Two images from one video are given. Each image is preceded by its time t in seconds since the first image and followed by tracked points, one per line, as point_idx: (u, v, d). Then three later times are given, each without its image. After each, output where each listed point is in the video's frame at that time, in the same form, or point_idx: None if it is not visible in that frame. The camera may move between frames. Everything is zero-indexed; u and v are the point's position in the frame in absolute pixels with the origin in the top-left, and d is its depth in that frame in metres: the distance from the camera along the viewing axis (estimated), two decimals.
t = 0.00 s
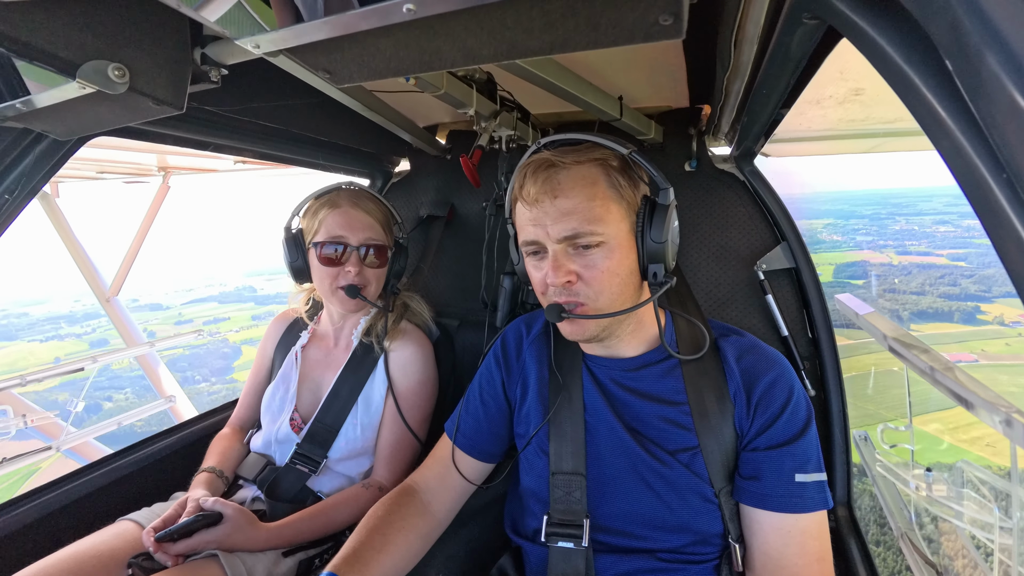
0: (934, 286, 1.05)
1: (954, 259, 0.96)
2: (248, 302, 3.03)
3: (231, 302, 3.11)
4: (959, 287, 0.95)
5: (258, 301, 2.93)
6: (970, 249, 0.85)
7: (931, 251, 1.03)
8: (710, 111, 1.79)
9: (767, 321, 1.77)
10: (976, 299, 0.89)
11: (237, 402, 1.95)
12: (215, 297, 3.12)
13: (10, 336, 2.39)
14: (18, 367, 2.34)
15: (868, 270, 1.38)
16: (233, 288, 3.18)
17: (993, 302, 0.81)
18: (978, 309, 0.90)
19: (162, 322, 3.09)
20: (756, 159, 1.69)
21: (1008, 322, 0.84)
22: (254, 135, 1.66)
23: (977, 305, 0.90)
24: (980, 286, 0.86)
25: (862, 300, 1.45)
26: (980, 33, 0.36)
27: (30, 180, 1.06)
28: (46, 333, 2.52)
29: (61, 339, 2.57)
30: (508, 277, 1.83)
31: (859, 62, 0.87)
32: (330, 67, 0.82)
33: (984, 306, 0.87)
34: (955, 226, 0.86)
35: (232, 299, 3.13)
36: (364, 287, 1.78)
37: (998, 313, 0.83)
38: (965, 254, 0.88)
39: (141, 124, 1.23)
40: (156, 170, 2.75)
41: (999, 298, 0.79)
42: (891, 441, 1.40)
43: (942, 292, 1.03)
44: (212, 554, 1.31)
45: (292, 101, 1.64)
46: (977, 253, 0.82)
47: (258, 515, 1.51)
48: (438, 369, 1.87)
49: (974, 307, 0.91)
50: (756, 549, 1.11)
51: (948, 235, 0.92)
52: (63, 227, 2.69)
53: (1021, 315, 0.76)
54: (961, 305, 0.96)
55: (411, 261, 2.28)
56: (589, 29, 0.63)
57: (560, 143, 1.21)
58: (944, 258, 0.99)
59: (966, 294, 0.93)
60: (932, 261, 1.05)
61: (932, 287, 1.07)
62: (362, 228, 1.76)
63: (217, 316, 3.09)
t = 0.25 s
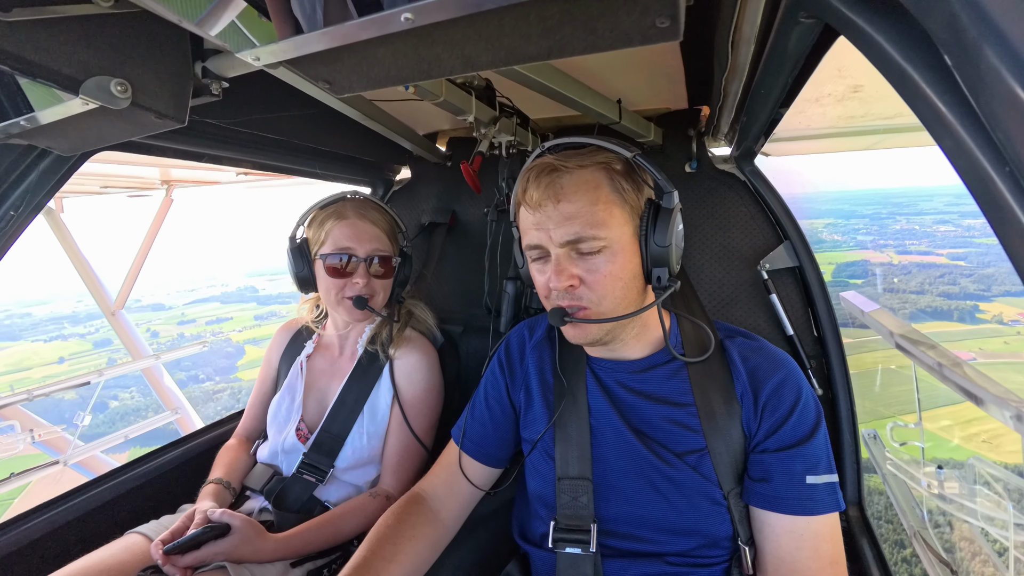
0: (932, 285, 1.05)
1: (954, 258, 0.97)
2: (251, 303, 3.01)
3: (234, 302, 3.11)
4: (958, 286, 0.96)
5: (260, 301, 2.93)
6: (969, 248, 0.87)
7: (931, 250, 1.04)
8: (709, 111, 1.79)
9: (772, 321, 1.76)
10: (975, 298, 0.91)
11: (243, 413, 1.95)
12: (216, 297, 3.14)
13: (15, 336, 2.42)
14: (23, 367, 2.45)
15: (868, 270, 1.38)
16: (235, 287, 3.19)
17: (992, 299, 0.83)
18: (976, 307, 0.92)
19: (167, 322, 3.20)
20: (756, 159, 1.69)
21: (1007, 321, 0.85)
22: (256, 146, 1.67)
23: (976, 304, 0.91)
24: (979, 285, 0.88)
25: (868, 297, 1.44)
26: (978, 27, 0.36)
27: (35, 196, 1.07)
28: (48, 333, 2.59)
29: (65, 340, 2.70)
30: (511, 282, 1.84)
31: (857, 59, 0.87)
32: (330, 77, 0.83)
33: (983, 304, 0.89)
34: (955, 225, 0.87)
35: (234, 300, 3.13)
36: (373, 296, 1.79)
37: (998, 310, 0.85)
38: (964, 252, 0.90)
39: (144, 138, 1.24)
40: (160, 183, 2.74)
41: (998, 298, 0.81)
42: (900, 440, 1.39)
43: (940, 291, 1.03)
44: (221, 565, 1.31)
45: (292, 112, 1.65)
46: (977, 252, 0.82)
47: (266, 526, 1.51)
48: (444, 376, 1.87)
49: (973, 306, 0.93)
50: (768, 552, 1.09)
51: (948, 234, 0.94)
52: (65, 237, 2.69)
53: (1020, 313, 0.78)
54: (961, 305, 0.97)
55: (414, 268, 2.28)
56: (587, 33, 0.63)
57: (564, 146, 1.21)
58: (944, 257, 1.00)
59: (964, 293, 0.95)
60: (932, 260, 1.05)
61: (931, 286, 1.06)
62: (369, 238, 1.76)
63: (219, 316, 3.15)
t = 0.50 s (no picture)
0: (931, 284, 1.07)
1: (954, 258, 0.99)
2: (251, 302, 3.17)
3: (237, 301, 3.25)
4: (957, 285, 0.99)
5: (262, 300, 3.13)
6: (969, 248, 0.90)
7: (931, 250, 1.04)
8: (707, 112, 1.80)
9: (775, 319, 1.76)
10: (974, 298, 0.94)
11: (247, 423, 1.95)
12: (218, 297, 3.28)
13: (19, 336, 2.43)
14: (28, 366, 2.53)
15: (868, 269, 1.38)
16: (236, 287, 3.28)
17: (990, 298, 0.87)
18: (975, 306, 0.95)
19: (169, 323, 3.25)
20: (754, 158, 1.68)
21: (1004, 320, 0.89)
22: (256, 156, 1.68)
23: (975, 303, 0.95)
24: (978, 284, 0.91)
25: (869, 293, 1.43)
26: (973, 22, 0.36)
27: (38, 211, 1.08)
28: (52, 332, 2.63)
29: (70, 339, 2.78)
30: (512, 286, 1.84)
31: (853, 57, 0.87)
32: (328, 87, 0.84)
33: (981, 303, 0.92)
34: (957, 225, 0.88)
35: (236, 298, 3.27)
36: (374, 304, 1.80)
37: (996, 310, 0.89)
38: (964, 252, 0.93)
39: (145, 150, 1.25)
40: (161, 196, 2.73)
41: (997, 296, 0.85)
42: (907, 436, 1.38)
43: (940, 291, 1.04)
44: None
45: (291, 121, 1.66)
46: (979, 251, 0.84)
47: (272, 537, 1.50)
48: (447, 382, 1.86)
49: (972, 305, 0.96)
50: (776, 552, 1.09)
51: (948, 234, 0.95)
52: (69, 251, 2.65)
53: (1019, 312, 0.82)
54: (959, 303, 0.99)
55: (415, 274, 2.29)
56: (583, 37, 0.64)
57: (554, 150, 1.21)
58: (944, 256, 1.01)
59: (963, 292, 0.98)
60: (932, 261, 1.06)
61: (930, 285, 1.08)
62: (370, 246, 1.77)
63: (221, 315, 3.32)
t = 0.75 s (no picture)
0: (931, 284, 1.07)
1: (953, 258, 0.98)
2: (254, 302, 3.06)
3: (237, 300, 3.21)
4: (956, 285, 0.99)
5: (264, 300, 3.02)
6: (968, 247, 0.89)
7: (931, 250, 1.04)
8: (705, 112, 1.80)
9: (776, 318, 1.76)
10: (973, 297, 0.94)
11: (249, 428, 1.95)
12: (221, 297, 3.26)
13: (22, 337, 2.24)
14: (31, 365, 2.51)
15: (868, 268, 1.38)
16: (240, 286, 3.19)
17: (989, 298, 0.88)
18: (974, 305, 0.94)
19: (172, 321, 3.22)
20: (753, 157, 1.72)
21: (1002, 320, 0.88)
22: (256, 161, 1.68)
23: (973, 303, 0.94)
24: (977, 284, 0.91)
25: (870, 291, 1.42)
26: (970, 19, 0.37)
27: (38, 217, 1.08)
28: (57, 330, 2.66)
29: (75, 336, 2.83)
30: (513, 288, 1.84)
31: (851, 55, 0.87)
32: (327, 91, 0.84)
33: (980, 303, 0.92)
34: (957, 225, 0.88)
35: (238, 297, 3.22)
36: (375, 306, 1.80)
37: (993, 310, 0.89)
38: (964, 252, 0.92)
39: (145, 156, 1.25)
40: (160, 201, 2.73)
41: (995, 296, 0.86)
42: (909, 434, 1.37)
43: (939, 291, 1.04)
44: None
45: (290, 126, 1.66)
46: (979, 251, 0.85)
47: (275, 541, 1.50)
48: (448, 384, 1.86)
49: (971, 304, 0.95)
50: (781, 551, 1.08)
51: (948, 234, 0.95)
52: (69, 258, 2.63)
53: (1017, 311, 0.82)
54: (959, 303, 0.99)
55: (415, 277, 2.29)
56: (581, 39, 0.64)
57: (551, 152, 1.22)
58: (944, 256, 1.00)
59: (963, 292, 0.97)
60: (932, 260, 1.05)
61: (930, 285, 1.07)
62: (369, 248, 1.76)
63: (224, 314, 3.30)
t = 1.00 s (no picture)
0: (930, 284, 1.07)
1: (953, 258, 0.99)
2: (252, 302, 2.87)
3: (240, 299, 3.02)
4: (954, 285, 1.00)
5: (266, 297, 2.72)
6: (968, 248, 0.90)
7: (931, 250, 1.04)
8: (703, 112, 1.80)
9: (778, 317, 1.75)
10: (971, 298, 0.95)
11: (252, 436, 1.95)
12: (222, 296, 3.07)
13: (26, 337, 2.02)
14: (37, 361, 2.50)
15: (869, 266, 1.39)
16: (240, 286, 2.99)
17: (987, 298, 0.89)
18: (971, 305, 0.96)
19: (174, 319, 3.24)
20: (752, 156, 1.71)
21: (998, 320, 0.90)
22: (256, 169, 1.68)
23: (970, 303, 0.96)
24: (975, 283, 0.93)
25: (872, 288, 1.41)
26: (965, 14, 0.37)
27: (39, 229, 1.08)
28: (59, 328, 2.53)
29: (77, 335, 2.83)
30: (515, 291, 1.84)
31: (848, 52, 0.87)
32: (325, 98, 0.85)
33: (978, 302, 0.93)
34: (956, 225, 0.89)
35: (242, 296, 3.00)
36: (376, 312, 1.79)
37: (990, 310, 0.90)
38: (964, 253, 0.93)
39: (145, 166, 1.25)
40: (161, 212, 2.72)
41: (993, 296, 0.87)
42: (915, 430, 1.37)
43: (938, 290, 1.05)
44: None
45: (289, 133, 1.67)
46: (979, 252, 0.86)
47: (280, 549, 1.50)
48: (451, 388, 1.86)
49: (969, 305, 0.96)
50: (789, 550, 1.08)
51: (949, 234, 0.95)
52: (69, 267, 2.66)
53: (1015, 311, 0.84)
54: (957, 303, 1.00)
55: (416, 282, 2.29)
56: (577, 41, 0.64)
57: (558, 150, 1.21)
58: (944, 256, 1.01)
59: (961, 292, 0.98)
60: (932, 260, 1.06)
61: (929, 284, 1.08)
62: (370, 254, 1.77)
63: (226, 312, 3.15)
